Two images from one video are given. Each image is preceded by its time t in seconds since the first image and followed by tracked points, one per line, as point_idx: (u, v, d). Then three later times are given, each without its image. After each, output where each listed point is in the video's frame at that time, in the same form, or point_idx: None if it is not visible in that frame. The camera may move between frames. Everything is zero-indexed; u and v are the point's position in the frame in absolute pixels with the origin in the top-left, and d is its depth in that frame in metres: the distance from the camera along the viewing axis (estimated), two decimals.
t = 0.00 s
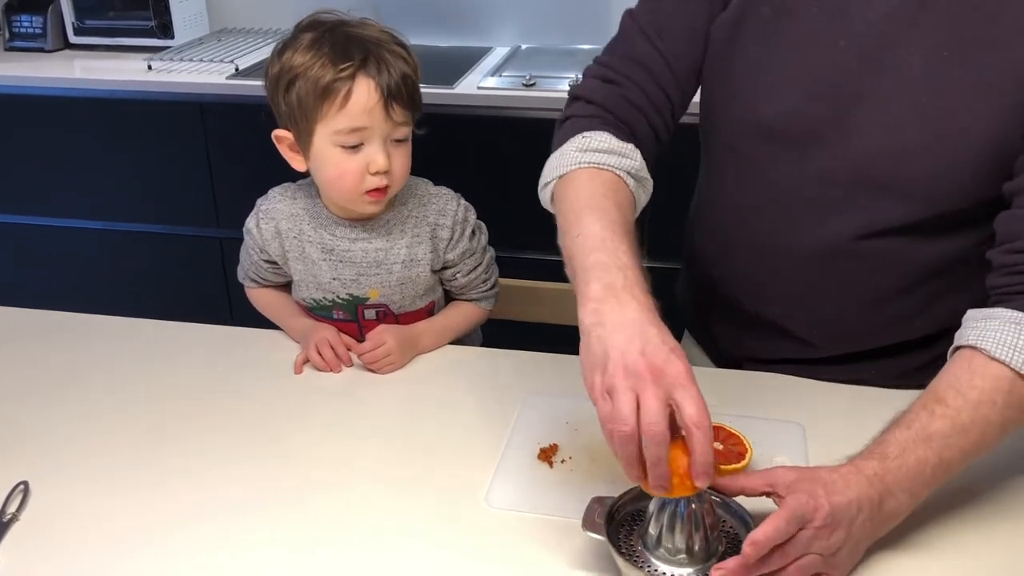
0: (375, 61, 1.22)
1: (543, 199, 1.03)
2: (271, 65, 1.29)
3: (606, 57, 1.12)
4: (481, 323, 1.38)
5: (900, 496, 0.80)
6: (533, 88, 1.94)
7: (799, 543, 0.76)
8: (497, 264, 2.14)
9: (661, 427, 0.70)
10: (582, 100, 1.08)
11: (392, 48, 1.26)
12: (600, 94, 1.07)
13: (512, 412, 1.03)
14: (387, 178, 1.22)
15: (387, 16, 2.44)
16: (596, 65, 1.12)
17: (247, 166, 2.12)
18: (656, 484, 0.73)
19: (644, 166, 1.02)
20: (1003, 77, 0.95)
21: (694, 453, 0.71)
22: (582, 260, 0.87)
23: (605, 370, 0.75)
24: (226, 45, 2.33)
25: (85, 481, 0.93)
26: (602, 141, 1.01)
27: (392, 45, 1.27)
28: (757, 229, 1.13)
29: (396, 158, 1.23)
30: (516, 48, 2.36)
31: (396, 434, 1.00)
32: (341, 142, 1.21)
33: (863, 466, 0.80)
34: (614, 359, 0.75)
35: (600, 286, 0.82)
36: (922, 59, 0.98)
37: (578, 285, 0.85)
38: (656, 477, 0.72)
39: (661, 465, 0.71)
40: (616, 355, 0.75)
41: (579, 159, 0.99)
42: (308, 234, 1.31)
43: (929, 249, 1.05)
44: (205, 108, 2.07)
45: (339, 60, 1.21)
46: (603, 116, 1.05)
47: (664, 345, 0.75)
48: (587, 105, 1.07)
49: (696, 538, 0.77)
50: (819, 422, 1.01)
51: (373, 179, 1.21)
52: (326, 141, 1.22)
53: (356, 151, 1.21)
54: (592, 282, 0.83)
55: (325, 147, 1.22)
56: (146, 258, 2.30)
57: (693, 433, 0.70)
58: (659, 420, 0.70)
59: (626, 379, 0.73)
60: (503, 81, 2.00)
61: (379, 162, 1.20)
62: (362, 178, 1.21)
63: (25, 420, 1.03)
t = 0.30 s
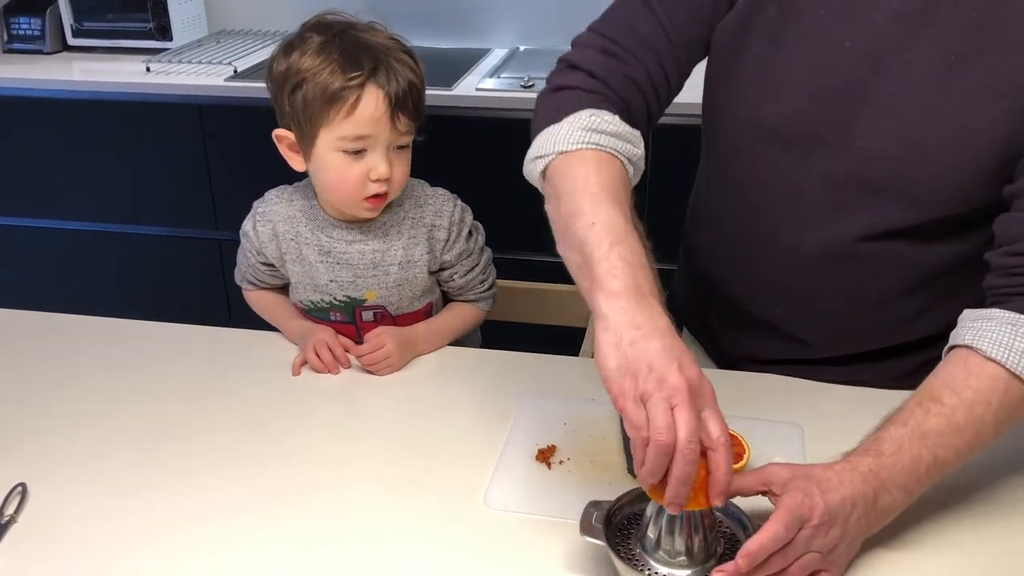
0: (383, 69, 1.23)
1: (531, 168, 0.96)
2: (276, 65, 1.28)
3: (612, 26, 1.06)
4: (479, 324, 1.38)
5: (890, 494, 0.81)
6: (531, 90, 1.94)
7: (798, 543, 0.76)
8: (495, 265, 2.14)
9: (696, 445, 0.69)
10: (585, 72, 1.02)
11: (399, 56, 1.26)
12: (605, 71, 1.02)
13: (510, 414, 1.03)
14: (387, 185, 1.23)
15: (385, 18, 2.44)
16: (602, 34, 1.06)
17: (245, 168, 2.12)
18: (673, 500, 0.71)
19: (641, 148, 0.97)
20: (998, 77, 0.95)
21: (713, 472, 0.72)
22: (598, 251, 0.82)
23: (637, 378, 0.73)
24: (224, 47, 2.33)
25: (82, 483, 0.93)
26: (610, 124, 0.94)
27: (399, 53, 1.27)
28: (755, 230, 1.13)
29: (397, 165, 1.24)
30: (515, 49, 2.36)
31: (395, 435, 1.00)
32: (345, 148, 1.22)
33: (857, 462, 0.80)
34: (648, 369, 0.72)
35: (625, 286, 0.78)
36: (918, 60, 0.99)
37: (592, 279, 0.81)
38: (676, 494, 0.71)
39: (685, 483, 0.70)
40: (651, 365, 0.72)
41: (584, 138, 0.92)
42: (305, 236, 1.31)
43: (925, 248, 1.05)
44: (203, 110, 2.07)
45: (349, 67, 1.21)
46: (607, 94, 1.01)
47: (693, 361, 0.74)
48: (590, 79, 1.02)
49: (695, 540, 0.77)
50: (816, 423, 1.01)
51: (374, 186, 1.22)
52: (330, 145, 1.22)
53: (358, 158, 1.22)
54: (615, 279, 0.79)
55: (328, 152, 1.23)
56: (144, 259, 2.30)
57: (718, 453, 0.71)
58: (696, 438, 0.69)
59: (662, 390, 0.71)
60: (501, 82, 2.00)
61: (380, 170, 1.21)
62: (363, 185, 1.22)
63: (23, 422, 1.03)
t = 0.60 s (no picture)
0: (390, 74, 1.23)
1: (532, 147, 0.92)
2: (282, 63, 1.28)
3: (623, 5, 1.02)
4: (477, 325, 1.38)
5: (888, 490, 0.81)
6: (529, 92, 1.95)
7: (791, 532, 0.76)
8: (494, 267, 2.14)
9: (690, 455, 0.71)
10: (595, 53, 0.99)
11: (406, 61, 1.26)
12: (616, 54, 0.99)
13: (509, 415, 1.03)
14: (387, 189, 1.24)
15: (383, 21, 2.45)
16: (614, 14, 1.02)
17: (243, 170, 2.12)
18: (661, 505, 0.73)
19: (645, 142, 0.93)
20: (994, 73, 0.96)
21: (703, 479, 0.73)
22: (601, 249, 0.80)
23: (641, 383, 0.72)
24: (223, 49, 2.34)
25: (80, 485, 0.93)
26: (621, 112, 0.91)
27: (406, 57, 1.27)
28: (753, 230, 1.14)
29: (398, 169, 1.24)
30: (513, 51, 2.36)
31: (394, 436, 1.00)
32: (347, 150, 1.22)
33: (848, 445, 0.81)
34: (653, 375, 0.72)
35: (628, 289, 0.77)
36: (914, 57, 0.99)
37: (593, 276, 0.79)
38: (664, 499, 0.73)
39: (675, 489, 0.72)
40: (657, 371, 0.72)
41: (594, 124, 0.89)
42: (303, 238, 1.31)
43: (922, 244, 1.06)
44: (202, 111, 2.07)
45: (356, 70, 1.22)
46: (616, 80, 0.97)
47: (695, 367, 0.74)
48: (600, 61, 0.98)
49: (693, 541, 0.77)
50: (813, 422, 1.01)
51: (374, 189, 1.23)
52: (333, 147, 1.23)
53: (360, 160, 1.22)
54: (617, 281, 0.77)
55: (331, 153, 1.23)
56: (143, 262, 2.30)
57: (709, 462, 0.73)
58: (693, 448, 0.71)
59: (666, 398, 0.71)
60: (499, 84, 2.01)
61: (381, 173, 1.22)
62: (363, 187, 1.23)
63: (22, 425, 1.03)
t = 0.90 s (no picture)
0: (394, 80, 1.23)
1: (540, 159, 0.93)
2: (286, 67, 1.28)
3: (623, 13, 1.02)
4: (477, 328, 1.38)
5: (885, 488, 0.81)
6: (529, 94, 1.95)
7: (790, 531, 0.76)
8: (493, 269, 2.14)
9: (672, 462, 0.71)
10: (599, 64, 0.99)
11: (410, 67, 1.27)
12: (620, 63, 0.99)
13: (509, 416, 1.04)
14: (389, 195, 1.24)
15: (382, 23, 2.45)
16: (616, 23, 1.02)
17: (244, 173, 2.12)
18: (640, 505, 0.74)
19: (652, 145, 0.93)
20: (991, 73, 0.96)
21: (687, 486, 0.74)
22: (607, 255, 0.80)
23: (634, 387, 0.72)
24: (222, 52, 2.34)
25: (80, 487, 0.93)
26: (626, 120, 0.91)
27: (410, 63, 1.28)
28: (753, 232, 1.14)
29: (400, 175, 1.25)
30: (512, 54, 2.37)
31: (394, 437, 1.00)
32: (350, 155, 1.22)
33: (848, 440, 0.82)
34: (645, 380, 0.72)
35: (633, 294, 0.77)
36: (913, 58, 0.99)
37: (600, 283, 0.79)
38: (645, 500, 0.74)
39: (655, 493, 0.73)
40: (652, 376, 0.72)
41: (600, 133, 0.89)
42: (303, 241, 1.32)
43: (920, 245, 1.06)
44: (202, 114, 2.07)
45: (360, 75, 1.22)
46: (621, 88, 0.97)
47: (696, 375, 0.73)
48: (605, 71, 0.98)
49: (691, 544, 0.77)
50: (812, 423, 1.01)
51: (376, 194, 1.23)
52: (335, 152, 1.23)
53: (362, 166, 1.23)
54: (622, 286, 0.77)
55: (333, 157, 1.23)
56: (142, 264, 2.30)
57: (694, 470, 0.73)
58: (675, 455, 0.71)
59: (657, 404, 0.71)
60: (499, 86, 2.01)
61: (383, 179, 1.22)
62: (364, 193, 1.23)
63: (22, 426, 1.03)
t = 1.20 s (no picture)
0: (396, 80, 1.23)
1: (549, 164, 0.92)
2: (287, 69, 1.28)
3: (626, 18, 1.03)
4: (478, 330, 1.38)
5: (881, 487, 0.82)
6: (529, 95, 1.95)
7: (785, 534, 0.76)
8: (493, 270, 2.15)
9: (663, 463, 0.72)
10: (605, 68, 0.99)
11: (412, 68, 1.27)
12: (627, 67, 0.99)
13: (508, 416, 1.04)
14: (392, 196, 1.24)
15: (383, 23, 2.45)
16: (622, 28, 1.02)
17: (244, 174, 2.12)
18: (630, 501, 0.75)
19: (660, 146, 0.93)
20: (991, 73, 0.96)
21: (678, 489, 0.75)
22: (619, 256, 0.80)
23: (635, 385, 0.72)
24: (223, 52, 2.34)
25: (80, 487, 0.93)
26: (633, 123, 0.91)
27: (411, 64, 1.28)
28: (755, 233, 1.14)
29: (403, 176, 1.25)
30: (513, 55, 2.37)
31: (394, 437, 1.00)
32: (352, 156, 1.22)
33: (845, 440, 0.81)
34: (647, 378, 0.72)
35: (645, 297, 0.76)
36: (915, 59, 0.99)
37: (611, 284, 0.79)
38: (635, 497, 0.75)
39: (645, 491, 0.74)
40: (655, 376, 0.72)
41: (607, 137, 0.89)
42: (304, 243, 1.31)
43: (920, 245, 1.06)
44: (202, 114, 2.07)
45: (362, 76, 1.22)
46: (628, 91, 0.97)
47: (701, 379, 0.73)
48: (611, 74, 0.98)
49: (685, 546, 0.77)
50: (812, 424, 1.01)
51: (378, 196, 1.23)
52: (338, 153, 1.23)
53: (365, 167, 1.23)
54: (633, 288, 0.77)
55: (336, 159, 1.23)
56: (143, 265, 2.30)
57: (685, 471, 0.74)
58: (665, 457, 0.72)
59: (656, 403, 0.71)
60: (499, 87, 2.01)
61: (386, 180, 1.22)
62: (367, 194, 1.23)
63: (22, 426, 1.03)
